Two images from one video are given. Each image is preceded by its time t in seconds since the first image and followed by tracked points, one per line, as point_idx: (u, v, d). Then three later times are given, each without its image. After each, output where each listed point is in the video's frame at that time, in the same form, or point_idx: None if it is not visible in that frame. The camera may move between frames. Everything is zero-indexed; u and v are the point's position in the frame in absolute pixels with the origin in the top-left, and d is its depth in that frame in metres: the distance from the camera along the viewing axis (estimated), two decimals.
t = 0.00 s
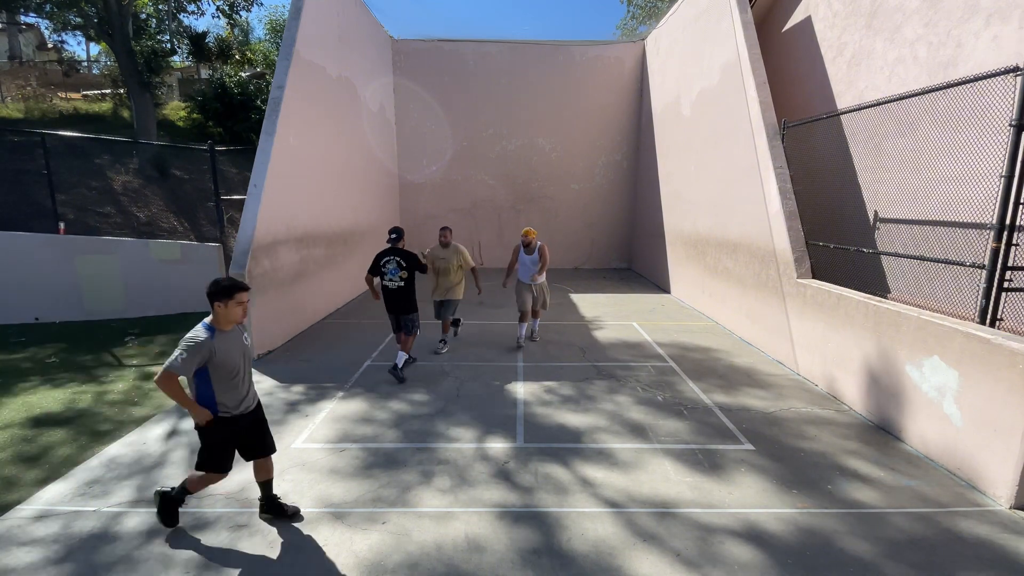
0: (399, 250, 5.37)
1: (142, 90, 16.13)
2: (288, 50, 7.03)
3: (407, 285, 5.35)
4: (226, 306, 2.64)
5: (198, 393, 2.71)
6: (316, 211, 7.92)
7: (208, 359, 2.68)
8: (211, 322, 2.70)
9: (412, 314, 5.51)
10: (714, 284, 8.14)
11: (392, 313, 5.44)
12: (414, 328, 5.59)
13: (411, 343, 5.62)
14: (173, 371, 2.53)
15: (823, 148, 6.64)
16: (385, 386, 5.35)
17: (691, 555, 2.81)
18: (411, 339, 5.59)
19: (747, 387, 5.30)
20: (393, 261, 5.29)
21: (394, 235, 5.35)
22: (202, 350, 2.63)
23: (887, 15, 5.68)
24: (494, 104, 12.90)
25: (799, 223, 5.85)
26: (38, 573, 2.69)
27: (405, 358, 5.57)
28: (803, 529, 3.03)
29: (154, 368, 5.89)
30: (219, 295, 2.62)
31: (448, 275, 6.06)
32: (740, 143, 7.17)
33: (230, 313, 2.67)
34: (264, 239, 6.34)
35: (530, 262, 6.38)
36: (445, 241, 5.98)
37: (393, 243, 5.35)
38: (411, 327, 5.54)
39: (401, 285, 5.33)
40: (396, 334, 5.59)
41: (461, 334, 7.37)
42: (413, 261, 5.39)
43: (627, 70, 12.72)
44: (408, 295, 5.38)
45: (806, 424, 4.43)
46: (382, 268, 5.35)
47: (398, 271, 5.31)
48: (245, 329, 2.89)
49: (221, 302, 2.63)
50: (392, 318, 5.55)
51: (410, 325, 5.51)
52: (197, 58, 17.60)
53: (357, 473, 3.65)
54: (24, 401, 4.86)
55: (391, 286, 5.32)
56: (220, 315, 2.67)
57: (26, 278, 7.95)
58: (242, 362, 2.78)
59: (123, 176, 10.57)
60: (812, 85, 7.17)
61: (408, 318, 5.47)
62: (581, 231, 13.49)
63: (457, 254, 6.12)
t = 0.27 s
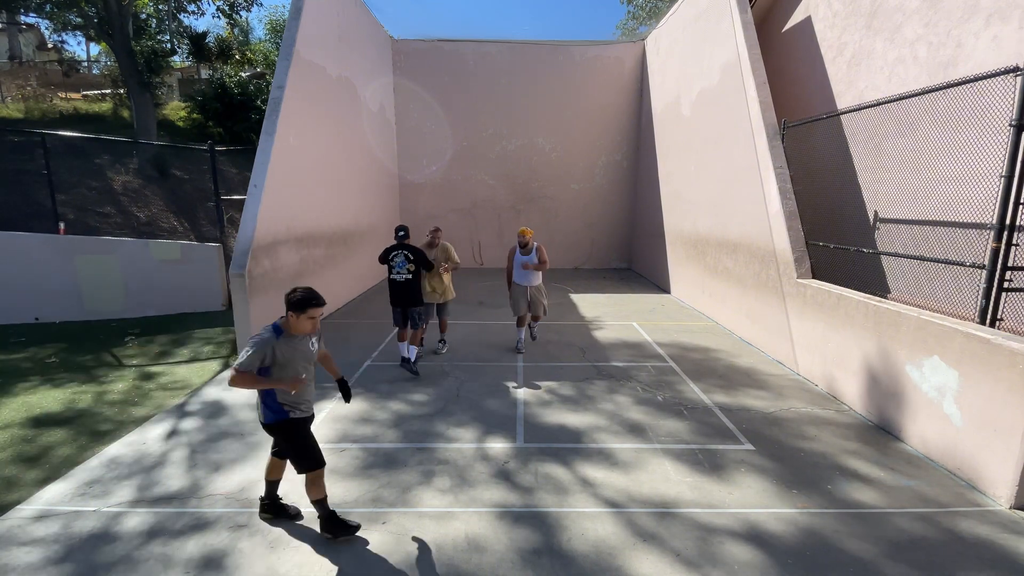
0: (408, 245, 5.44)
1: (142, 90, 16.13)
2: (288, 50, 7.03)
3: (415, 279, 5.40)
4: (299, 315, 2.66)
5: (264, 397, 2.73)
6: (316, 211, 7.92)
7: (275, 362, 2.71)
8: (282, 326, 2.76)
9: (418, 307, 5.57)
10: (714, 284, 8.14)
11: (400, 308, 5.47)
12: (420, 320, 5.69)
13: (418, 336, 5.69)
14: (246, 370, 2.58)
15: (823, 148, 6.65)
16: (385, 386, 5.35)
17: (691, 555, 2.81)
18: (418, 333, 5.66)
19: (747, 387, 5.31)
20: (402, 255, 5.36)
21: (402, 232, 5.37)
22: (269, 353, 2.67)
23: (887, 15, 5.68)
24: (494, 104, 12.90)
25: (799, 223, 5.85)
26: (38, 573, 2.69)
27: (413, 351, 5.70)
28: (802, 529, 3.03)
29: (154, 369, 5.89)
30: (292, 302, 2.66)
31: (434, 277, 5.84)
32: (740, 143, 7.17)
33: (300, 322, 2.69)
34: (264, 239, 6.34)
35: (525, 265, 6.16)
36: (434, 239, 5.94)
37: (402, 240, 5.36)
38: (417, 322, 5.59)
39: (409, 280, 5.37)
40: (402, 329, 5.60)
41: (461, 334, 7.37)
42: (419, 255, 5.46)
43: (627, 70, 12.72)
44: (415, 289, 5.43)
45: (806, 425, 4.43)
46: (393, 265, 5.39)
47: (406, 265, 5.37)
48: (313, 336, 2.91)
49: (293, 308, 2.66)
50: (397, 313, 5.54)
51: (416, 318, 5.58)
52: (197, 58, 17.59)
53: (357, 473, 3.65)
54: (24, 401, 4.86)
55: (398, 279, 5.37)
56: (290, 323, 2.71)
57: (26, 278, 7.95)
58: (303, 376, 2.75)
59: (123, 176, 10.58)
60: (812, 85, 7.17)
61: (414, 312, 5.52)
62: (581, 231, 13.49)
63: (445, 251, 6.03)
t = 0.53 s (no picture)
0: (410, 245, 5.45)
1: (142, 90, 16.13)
2: (288, 50, 7.04)
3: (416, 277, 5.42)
4: (399, 334, 2.64)
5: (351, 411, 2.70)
6: (316, 211, 7.92)
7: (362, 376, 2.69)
8: (372, 341, 2.71)
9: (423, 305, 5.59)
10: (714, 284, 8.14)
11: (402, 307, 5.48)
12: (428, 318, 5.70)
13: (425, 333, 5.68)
14: (368, 391, 2.58)
15: (823, 149, 6.65)
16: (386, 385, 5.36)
17: (691, 555, 2.81)
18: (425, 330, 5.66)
19: (747, 387, 5.31)
20: (402, 254, 5.37)
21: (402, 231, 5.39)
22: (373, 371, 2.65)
23: (887, 15, 5.68)
24: (494, 104, 12.90)
25: (799, 223, 5.85)
26: (38, 573, 2.69)
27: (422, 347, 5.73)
28: (802, 529, 3.03)
29: (154, 368, 5.89)
30: (391, 319, 2.62)
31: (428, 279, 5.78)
32: (740, 143, 7.17)
33: (396, 338, 2.66)
34: (264, 239, 6.34)
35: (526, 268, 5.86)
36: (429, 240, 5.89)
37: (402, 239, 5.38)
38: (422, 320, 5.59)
39: (410, 278, 5.40)
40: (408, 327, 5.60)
41: (461, 334, 7.37)
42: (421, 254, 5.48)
43: (627, 70, 12.72)
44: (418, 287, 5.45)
45: (807, 425, 4.43)
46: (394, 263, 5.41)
47: (407, 263, 5.39)
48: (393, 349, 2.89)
49: (389, 324, 2.63)
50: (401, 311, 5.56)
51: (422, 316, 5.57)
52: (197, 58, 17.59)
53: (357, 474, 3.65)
54: (24, 401, 4.86)
55: (400, 277, 5.42)
56: (384, 339, 2.67)
57: (26, 278, 7.95)
58: (410, 356, 2.61)
59: (123, 176, 10.58)
60: (812, 85, 7.17)
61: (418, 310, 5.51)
62: (581, 231, 13.49)
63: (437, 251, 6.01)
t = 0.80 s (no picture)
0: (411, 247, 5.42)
1: (142, 90, 16.13)
2: (288, 50, 7.04)
3: (416, 280, 5.38)
4: (507, 322, 2.68)
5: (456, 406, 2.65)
6: (316, 211, 7.92)
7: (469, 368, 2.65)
8: (477, 331, 2.69)
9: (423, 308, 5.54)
10: (714, 284, 8.14)
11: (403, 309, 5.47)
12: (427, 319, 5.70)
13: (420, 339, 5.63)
14: (488, 379, 2.54)
15: (824, 148, 6.65)
16: (386, 385, 5.36)
17: (691, 555, 2.81)
18: (421, 334, 5.59)
19: (746, 387, 5.31)
20: (402, 256, 5.34)
21: (402, 231, 5.38)
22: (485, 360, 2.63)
23: (887, 15, 5.68)
24: (494, 104, 12.91)
25: (799, 223, 5.85)
26: (38, 573, 2.69)
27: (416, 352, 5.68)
28: (802, 529, 3.03)
29: (154, 368, 5.89)
30: (501, 306, 2.64)
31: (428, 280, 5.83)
32: (740, 143, 7.17)
33: (503, 326, 2.68)
34: (264, 239, 6.34)
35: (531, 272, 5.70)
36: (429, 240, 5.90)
37: (403, 239, 5.38)
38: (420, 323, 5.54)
39: (410, 281, 5.37)
40: (405, 330, 5.56)
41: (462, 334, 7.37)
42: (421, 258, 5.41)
43: (627, 70, 12.72)
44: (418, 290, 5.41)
45: (807, 425, 4.43)
46: (395, 264, 5.40)
47: (407, 266, 5.35)
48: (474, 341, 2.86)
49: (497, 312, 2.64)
50: (400, 313, 5.54)
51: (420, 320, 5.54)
52: (198, 58, 17.59)
53: (357, 474, 3.66)
54: (24, 401, 4.86)
55: (399, 280, 5.39)
56: (491, 327, 2.68)
57: (26, 278, 7.95)
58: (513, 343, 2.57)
59: (123, 176, 10.58)
60: (812, 85, 7.17)
61: (416, 314, 5.48)
62: (582, 231, 13.49)
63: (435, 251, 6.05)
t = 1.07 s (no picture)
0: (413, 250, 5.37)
1: (142, 90, 16.14)
2: (288, 50, 7.03)
3: (414, 285, 5.30)
4: (605, 319, 2.54)
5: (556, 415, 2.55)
6: (316, 211, 7.92)
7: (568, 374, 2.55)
8: (575, 334, 2.59)
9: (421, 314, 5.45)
10: (714, 284, 8.14)
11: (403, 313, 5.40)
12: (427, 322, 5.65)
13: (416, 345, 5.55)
14: (571, 386, 2.44)
15: (824, 148, 6.65)
16: (386, 385, 5.36)
17: (691, 555, 2.81)
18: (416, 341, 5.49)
19: (746, 387, 5.31)
20: (403, 260, 5.28)
21: (407, 233, 5.33)
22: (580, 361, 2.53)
23: (887, 15, 5.68)
24: (494, 104, 12.90)
25: (799, 223, 5.86)
26: (38, 573, 2.69)
27: (413, 358, 5.58)
28: (801, 529, 3.03)
29: (154, 368, 5.89)
30: (596, 306, 2.53)
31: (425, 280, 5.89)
32: (740, 143, 7.17)
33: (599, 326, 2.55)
34: (264, 239, 6.34)
35: (528, 275, 5.27)
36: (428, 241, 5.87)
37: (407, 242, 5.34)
38: (416, 329, 5.45)
39: (410, 286, 5.29)
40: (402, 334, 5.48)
41: (461, 334, 7.36)
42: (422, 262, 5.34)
43: (627, 69, 12.72)
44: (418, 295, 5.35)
45: (807, 425, 4.43)
46: (396, 265, 5.35)
47: (407, 271, 5.29)
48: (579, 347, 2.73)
49: (593, 311, 2.53)
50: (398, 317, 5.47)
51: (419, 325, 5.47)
52: (198, 58, 17.59)
53: (357, 473, 3.66)
54: (24, 401, 4.86)
55: (399, 284, 5.34)
56: (589, 328, 2.57)
57: (26, 278, 7.96)
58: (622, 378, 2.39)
59: (123, 176, 10.59)
60: (812, 85, 7.17)
61: (414, 319, 5.41)
62: (582, 231, 13.49)
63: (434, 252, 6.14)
